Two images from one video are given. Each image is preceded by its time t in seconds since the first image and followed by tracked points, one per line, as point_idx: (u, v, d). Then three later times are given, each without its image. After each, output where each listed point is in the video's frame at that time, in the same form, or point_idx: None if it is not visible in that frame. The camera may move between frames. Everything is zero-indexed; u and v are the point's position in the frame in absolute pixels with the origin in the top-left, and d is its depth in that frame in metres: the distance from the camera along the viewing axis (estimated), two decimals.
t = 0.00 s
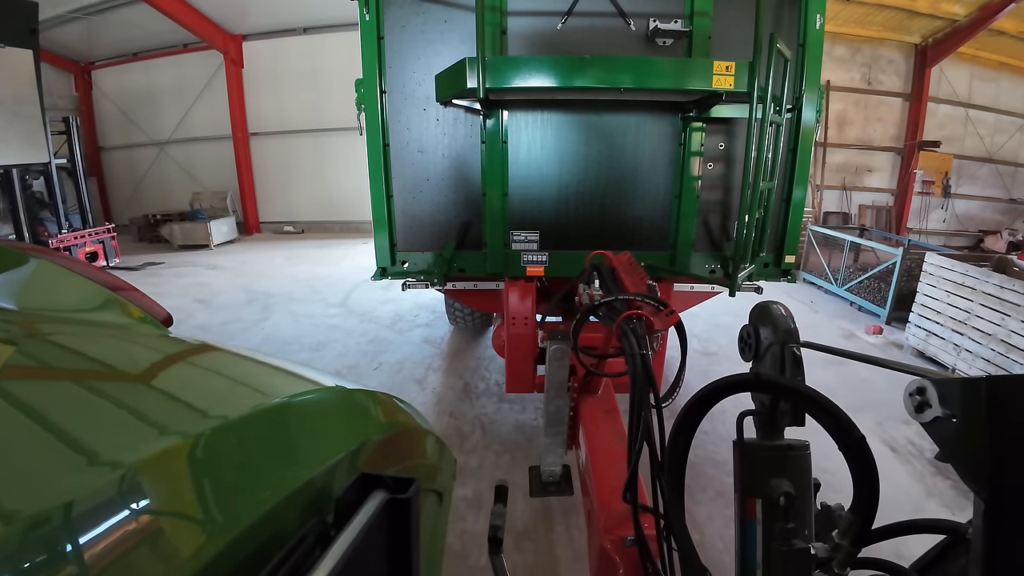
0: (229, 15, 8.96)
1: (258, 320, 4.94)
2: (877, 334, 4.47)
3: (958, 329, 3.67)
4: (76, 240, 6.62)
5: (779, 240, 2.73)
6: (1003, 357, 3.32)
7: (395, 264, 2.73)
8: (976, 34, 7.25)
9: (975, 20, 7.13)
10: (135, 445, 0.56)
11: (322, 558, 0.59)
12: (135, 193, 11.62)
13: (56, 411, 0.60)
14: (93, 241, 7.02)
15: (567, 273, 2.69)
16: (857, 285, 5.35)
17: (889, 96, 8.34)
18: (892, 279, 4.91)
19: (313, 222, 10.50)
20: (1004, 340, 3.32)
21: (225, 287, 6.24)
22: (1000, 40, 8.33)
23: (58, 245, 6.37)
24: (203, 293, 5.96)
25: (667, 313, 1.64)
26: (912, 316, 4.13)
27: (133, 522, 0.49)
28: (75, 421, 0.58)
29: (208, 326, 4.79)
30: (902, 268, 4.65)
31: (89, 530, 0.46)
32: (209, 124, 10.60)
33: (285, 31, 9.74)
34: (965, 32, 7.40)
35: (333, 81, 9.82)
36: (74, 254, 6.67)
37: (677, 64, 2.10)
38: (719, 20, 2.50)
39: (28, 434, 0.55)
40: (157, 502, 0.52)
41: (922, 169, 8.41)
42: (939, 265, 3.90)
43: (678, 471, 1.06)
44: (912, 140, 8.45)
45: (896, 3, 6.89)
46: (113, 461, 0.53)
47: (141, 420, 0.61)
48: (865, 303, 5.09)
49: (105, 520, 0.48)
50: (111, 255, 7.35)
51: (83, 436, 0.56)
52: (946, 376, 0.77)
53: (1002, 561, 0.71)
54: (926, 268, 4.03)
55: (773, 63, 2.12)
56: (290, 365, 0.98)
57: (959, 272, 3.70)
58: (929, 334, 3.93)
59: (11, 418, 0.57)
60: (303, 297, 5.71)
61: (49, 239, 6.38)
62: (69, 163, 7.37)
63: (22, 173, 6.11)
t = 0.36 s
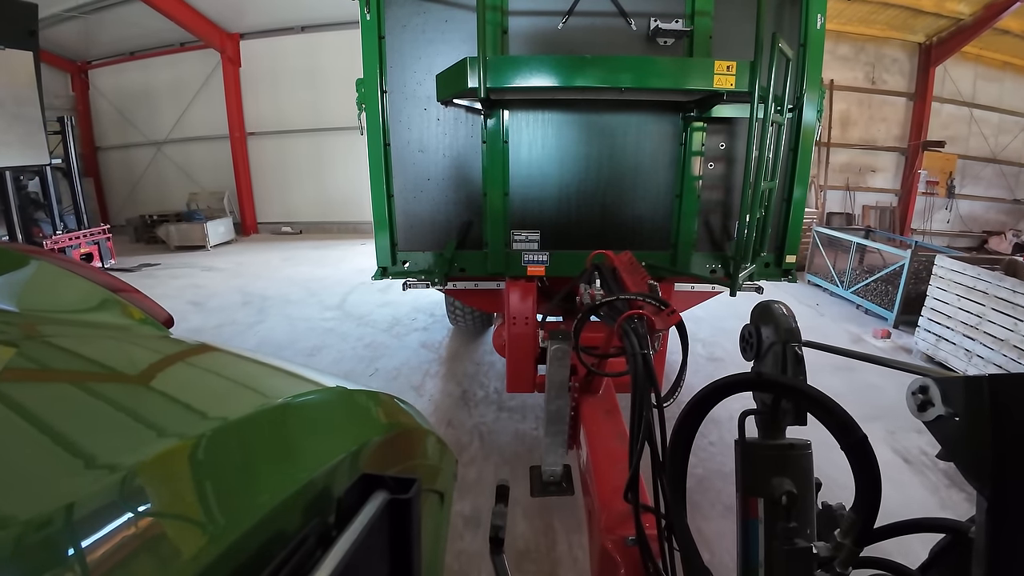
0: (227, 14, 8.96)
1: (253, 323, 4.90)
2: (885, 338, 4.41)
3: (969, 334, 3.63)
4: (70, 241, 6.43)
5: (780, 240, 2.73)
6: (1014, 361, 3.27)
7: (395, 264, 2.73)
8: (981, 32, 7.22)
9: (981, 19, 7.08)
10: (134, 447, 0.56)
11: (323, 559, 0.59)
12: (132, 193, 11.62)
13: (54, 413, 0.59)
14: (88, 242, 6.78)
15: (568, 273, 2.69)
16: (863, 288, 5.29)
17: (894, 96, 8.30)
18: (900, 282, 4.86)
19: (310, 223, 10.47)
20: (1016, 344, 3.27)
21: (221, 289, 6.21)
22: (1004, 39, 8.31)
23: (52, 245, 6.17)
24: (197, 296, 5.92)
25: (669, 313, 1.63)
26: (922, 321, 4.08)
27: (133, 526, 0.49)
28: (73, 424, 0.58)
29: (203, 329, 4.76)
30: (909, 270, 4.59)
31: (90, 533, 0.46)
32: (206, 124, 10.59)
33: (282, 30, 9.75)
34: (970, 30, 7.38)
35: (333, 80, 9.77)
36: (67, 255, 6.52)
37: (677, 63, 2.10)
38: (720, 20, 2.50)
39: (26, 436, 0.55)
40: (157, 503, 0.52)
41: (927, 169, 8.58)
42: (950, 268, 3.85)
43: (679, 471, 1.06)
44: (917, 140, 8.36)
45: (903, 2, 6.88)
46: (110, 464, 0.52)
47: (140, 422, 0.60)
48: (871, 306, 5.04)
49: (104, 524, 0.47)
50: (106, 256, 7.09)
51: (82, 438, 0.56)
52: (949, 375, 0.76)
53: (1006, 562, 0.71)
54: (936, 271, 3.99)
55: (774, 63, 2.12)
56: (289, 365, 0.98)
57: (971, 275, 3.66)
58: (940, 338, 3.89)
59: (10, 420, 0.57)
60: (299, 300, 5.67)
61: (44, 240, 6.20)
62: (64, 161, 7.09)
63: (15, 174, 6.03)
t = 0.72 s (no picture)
0: (224, 13, 8.94)
1: (247, 327, 4.88)
2: (893, 342, 4.33)
3: (980, 339, 3.61)
4: (66, 243, 6.36)
5: (779, 240, 2.73)
6: None
7: (395, 263, 2.74)
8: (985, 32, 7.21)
9: (984, 18, 7.07)
10: (130, 447, 0.56)
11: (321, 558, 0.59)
12: (129, 193, 11.68)
13: (51, 412, 0.60)
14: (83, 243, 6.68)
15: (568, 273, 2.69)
16: (870, 290, 5.26)
17: (898, 95, 8.29)
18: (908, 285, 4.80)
19: (308, 224, 10.47)
20: None
21: (215, 291, 6.20)
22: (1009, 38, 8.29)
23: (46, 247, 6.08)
24: (191, 299, 5.90)
25: (667, 313, 1.64)
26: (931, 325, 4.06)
27: (130, 526, 0.49)
28: (68, 423, 0.58)
29: (197, 333, 4.74)
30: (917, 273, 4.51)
31: (87, 533, 0.46)
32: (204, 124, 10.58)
33: (279, 29, 9.72)
34: (973, 30, 7.37)
35: (334, 80, 9.74)
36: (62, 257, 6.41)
37: (677, 63, 2.10)
38: (719, 20, 2.50)
39: (21, 435, 0.55)
40: (155, 503, 0.52)
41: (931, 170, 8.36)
42: (961, 271, 3.83)
43: (677, 471, 1.06)
44: (920, 140, 8.37)
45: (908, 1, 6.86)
46: (105, 465, 0.52)
47: (137, 421, 0.61)
48: (878, 309, 4.96)
49: (102, 523, 0.47)
50: (101, 257, 6.94)
51: (77, 439, 0.56)
52: (945, 375, 0.76)
53: (1003, 562, 0.71)
54: (945, 274, 3.98)
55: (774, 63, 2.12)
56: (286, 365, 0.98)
57: (982, 279, 3.65)
58: (950, 343, 3.87)
59: (5, 420, 0.57)
60: (295, 303, 5.66)
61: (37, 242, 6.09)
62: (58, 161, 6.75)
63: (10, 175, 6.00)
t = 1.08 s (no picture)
0: (222, 12, 8.97)
1: (242, 330, 4.87)
2: (901, 346, 4.27)
3: (992, 344, 3.60)
4: (60, 244, 5.92)
5: (780, 240, 2.73)
6: None
7: (396, 264, 2.74)
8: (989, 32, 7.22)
9: (989, 17, 7.05)
10: (130, 450, 0.55)
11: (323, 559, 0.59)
12: (127, 193, 11.70)
13: (50, 414, 0.59)
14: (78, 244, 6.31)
15: (568, 272, 2.69)
16: (877, 293, 5.23)
17: (902, 94, 8.29)
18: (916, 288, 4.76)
19: (307, 224, 10.47)
20: None
21: (212, 294, 6.19)
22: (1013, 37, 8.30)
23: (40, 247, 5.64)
24: (187, 301, 5.89)
25: (669, 313, 1.63)
26: (942, 329, 4.06)
27: (130, 530, 0.49)
28: (66, 427, 0.58)
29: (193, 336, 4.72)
30: (926, 275, 4.48)
31: (90, 538, 0.46)
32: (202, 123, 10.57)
33: (278, 28, 9.72)
34: (978, 29, 7.37)
35: (334, 79, 9.73)
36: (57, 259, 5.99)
37: (678, 63, 2.10)
38: (720, 18, 2.50)
39: (18, 439, 0.54)
40: (157, 506, 0.52)
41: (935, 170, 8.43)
42: (972, 275, 3.82)
43: (679, 470, 1.06)
44: (925, 141, 8.41)
45: None
46: (103, 468, 0.52)
47: (134, 424, 0.61)
48: (885, 312, 4.92)
49: (105, 526, 0.47)
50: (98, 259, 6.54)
51: (75, 442, 0.55)
52: (948, 373, 0.76)
53: (1007, 561, 0.71)
54: (955, 278, 3.98)
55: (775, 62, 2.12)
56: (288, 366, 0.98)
57: (994, 283, 3.65)
58: (961, 348, 3.86)
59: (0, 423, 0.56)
60: (291, 306, 5.64)
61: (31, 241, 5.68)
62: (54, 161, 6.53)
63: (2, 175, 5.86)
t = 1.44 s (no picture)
0: (218, 11, 8.99)
1: (236, 334, 4.85)
2: (908, 350, 4.27)
3: (1002, 349, 3.60)
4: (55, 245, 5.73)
5: (780, 241, 2.73)
6: None
7: (396, 263, 2.74)
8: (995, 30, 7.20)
9: (995, 16, 7.04)
10: (126, 449, 0.55)
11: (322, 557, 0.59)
12: (124, 194, 11.71)
13: (48, 412, 0.60)
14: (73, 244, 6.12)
15: (567, 272, 2.69)
16: (883, 295, 5.20)
17: (906, 94, 8.29)
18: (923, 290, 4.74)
19: (305, 224, 10.45)
20: None
21: (206, 296, 6.18)
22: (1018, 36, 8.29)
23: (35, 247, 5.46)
24: (182, 304, 5.88)
25: (668, 313, 1.63)
26: (951, 334, 4.06)
27: (128, 530, 0.48)
28: (62, 426, 0.57)
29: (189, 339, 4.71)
30: (935, 278, 4.46)
31: (88, 536, 0.46)
32: (200, 123, 10.57)
33: (275, 27, 9.72)
34: (983, 28, 7.35)
35: (334, 78, 9.72)
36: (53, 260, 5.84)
37: (677, 63, 2.10)
38: (719, 18, 2.49)
39: (14, 439, 0.54)
40: (156, 504, 0.52)
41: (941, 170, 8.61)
42: (983, 278, 3.83)
43: (678, 471, 1.06)
44: (929, 140, 8.38)
45: None
46: (98, 467, 0.52)
47: (130, 422, 0.61)
48: (893, 315, 4.91)
49: (102, 525, 0.47)
50: (93, 260, 6.38)
51: (72, 441, 0.55)
52: (946, 374, 0.76)
53: (1005, 562, 0.71)
54: (966, 282, 3.98)
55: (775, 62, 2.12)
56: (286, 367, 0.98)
57: (1006, 288, 3.64)
58: (970, 353, 3.86)
59: None
60: (287, 309, 5.64)
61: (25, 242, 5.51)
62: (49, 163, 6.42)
63: None
